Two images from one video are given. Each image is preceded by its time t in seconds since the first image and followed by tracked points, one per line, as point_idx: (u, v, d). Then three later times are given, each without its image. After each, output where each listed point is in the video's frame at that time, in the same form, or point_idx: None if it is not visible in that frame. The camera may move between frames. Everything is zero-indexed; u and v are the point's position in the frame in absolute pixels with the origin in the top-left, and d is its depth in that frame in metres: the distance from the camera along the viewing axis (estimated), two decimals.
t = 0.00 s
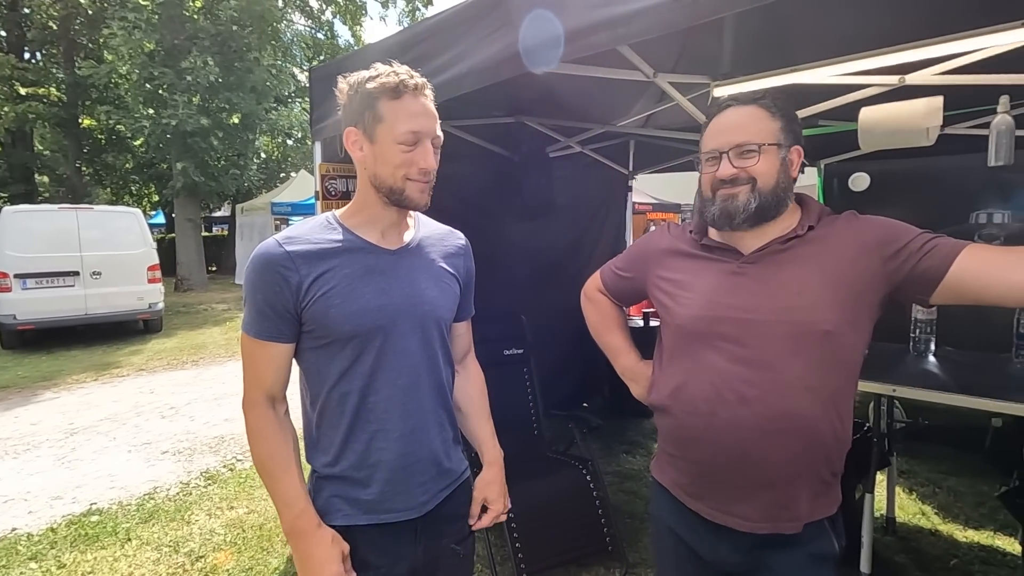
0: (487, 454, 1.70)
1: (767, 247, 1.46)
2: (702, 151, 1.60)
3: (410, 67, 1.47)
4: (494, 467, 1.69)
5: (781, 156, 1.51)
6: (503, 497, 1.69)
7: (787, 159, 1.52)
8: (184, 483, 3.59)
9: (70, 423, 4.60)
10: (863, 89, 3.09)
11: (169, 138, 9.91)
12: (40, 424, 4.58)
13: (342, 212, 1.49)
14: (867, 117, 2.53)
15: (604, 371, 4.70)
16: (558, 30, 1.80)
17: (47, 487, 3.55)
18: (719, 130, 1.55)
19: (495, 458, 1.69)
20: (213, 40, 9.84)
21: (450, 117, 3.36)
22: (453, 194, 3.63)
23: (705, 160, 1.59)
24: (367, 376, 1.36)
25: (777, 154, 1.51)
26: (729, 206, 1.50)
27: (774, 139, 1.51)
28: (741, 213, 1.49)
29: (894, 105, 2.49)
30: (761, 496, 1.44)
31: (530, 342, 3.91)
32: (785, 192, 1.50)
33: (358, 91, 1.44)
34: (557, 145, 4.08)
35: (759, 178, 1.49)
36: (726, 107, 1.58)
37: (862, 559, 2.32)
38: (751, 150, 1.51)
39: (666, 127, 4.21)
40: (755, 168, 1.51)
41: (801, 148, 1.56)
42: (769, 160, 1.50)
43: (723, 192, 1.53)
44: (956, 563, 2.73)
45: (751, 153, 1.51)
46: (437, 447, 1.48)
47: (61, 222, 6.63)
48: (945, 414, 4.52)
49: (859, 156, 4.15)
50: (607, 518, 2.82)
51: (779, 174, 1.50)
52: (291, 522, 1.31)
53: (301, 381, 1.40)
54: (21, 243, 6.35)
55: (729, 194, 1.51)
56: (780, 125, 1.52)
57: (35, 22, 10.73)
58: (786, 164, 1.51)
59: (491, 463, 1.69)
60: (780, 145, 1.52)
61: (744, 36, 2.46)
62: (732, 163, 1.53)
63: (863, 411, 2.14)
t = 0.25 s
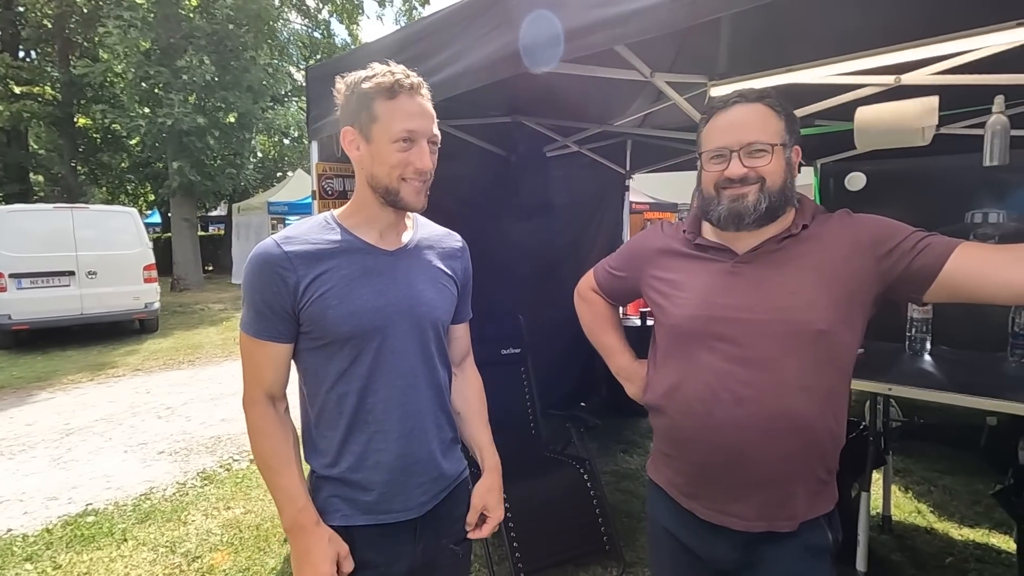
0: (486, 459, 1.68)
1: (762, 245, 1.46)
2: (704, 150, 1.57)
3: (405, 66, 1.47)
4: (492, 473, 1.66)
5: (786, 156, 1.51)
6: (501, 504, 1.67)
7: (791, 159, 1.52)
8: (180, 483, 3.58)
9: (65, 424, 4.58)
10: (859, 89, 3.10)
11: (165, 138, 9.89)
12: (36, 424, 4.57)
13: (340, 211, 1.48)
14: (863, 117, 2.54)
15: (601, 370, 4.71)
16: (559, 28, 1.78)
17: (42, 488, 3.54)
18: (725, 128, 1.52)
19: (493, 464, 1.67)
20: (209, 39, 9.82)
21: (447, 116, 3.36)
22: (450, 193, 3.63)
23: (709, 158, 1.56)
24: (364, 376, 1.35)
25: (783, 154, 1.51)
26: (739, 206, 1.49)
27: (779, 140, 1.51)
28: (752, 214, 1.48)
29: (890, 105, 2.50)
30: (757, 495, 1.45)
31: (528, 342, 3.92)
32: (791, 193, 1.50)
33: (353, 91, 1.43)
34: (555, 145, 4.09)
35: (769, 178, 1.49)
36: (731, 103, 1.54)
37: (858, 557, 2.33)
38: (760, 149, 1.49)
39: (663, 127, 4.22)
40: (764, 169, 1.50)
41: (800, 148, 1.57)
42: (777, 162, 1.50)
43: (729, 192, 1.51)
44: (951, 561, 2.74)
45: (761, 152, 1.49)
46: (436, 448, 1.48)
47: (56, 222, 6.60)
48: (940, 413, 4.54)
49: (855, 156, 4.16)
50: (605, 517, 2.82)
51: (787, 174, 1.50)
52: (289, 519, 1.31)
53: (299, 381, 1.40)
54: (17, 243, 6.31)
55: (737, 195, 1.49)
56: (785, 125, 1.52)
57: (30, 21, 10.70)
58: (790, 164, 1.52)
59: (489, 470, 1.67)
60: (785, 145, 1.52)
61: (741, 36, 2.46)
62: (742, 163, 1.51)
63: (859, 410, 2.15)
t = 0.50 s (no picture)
0: (487, 457, 1.69)
1: (755, 247, 1.46)
2: (697, 152, 1.56)
3: (397, 65, 1.46)
4: (494, 470, 1.68)
5: (780, 157, 1.51)
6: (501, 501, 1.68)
7: (784, 160, 1.52)
8: (178, 482, 3.58)
9: (63, 423, 4.57)
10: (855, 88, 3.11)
11: (163, 137, 9.87)
12: (32, 424, 4.56)
13: (338, 211, 1.48)
14: (858, 117, 2.55)
15: (599, 370, 4.72)
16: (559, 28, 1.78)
17: (39, 488, 3.53)
18: (721, 128, 1.51)
19: (496, 462, 1.68)
20: (206, 38, 9.80)
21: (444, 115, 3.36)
22: (448, 192, 3.63)
23: (703, 159, 1.55)
24: (362, 377, 1.36)
25: (777, 155, 1.51)
26: (734, 209, 1.48)
27: (773, 142, 1.50)
28: (747, 217, 1.47)
29: (885, 104, 2.50)
30: (751, 496, 1.45)
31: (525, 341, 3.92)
32: (786, 194, 1.50)
33: (347, 91, 1.44)
34: (552, 144, 4.09)
35: (764, 180, 1.48)
36: (726, 102, 1.53)
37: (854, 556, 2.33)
38: (755, 150, 1.49)
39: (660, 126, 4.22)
40: (760, 171, 1.49)
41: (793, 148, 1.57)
42: (772, 164, 1.50)
43: (724, 195, 1.50)
44: (947, 559, 2.75)
45: (755, 154, 1.49)
46: (434, 448, 1.48)
47: (53, 221, 6.59)
48: (937, 412, 4.55)
49: (852, 155, 4.17)
50: (603, 516, 2.82)
51: (781, 176, 1.50)
52: (289, 513, 1.31)
53: (296, 379, 1.40)
54: (13, 243, 6.29)
55: (732, 197, 1.49)
56: (779, 125, 1.51)
57: (26, 19, 10.69)
58: (783, 166, 1.52)
59: (491, 467, 1.68)
60: (779, 146, 1.52)
61: (738, 36, 2.47)
62: (738, 164, 1.50)
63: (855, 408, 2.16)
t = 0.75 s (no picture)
0: (483, 459, 1.68)
1: (751, 247, 1.46)
2: (697, 148, 1.54)
3: (394, 63, 1.45)
4: (488, 473, 1.66)
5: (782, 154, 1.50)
6: (496, 503, 1.67)
7: (786, 157, 1.51)
8: (176, 482, 3.58)
9: (61, 423, 4.57)
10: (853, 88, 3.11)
11: (161, 136, 9.85)
12: (30, 423, 4.55)
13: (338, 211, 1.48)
14: (856, 117, 2.55)
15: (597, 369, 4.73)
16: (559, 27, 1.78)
17: (37, 488, 3.52)
18: (722, 124, 1.49)
19: (491, 464, 1.67)
20: (204, 37, 9.78)
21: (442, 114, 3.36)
22: (447, 192, 3.63)
23: (703, 156, 1.53)
24: (361, 376, 1.36)
25: (778, 152, 1.49)
26: (736, 208, 1.47)
27: (776, 137, 1.49)
28: (749, 215, 1.46)
29: (883, 104, 2.51)
30: (747, 497, 1.45)
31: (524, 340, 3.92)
32: (786, 193, 1.50)
33: (344, 91, 1.44)
34: (551, 143, 4.09)
35: (766, 178, 1.47)
36: (727, 96, 1.51)
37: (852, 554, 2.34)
38: (757, 147, 1.47)
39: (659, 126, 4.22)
40: (761, 169, 1.48)
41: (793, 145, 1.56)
42: (774, 161, 1.49)
43: (725, 193, 1.49)
44: (945, 558, 2.75)
45: (757, 151, 1.48)
46: (432, 448, 1.48)
47: (51, 220, 6.57)
48: (935, 411, 4.56)
49: (850, 155, 4.18)
50: (601, 515, 2.82)
51: (782, 173, 1.49)
52: (285, 517, 1.31)
53: (296, 379, 1.40)
54: (11, 242, 6.27)
55: (734, 195, 1.48)
56: (780, 122, 1.50)
57: (24, 17, 10.66)
58: (784, 163, 1.51)
59: (487, 469, 1.67)
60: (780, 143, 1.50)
61: (736, 36, 2.47)
62: (741, 161, 1.48)
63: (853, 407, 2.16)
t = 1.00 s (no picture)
0: (480, 455, 1.67)
1: (766, 238, 1.43)
2: (710, 138, 1.48)
3: (384, 60, 1.45)
4: (487, 469, 1.65)
5: (798, 144, 1.45)
6: (488, 502, 1.63)
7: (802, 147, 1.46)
8: (176, 480, 3.58)
9: (60, 421, 4.56)
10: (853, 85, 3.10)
11: (160, 134, 9.83)
12: (30, 421, 4.55)
13: (340, 207, 1.49)
14: (856, 114, 2.55)
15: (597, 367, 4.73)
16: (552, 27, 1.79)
17: (36, 486, 3.52)
18: (733, 114, 1.43)
19: (489, 461, 1.66)
20: (203, 34, 9.76)
21: (441, 112, 3.36)
22: (446, 190, 3.62)
23: (716, 146, 1.47)
24: (361, 373, 1.35)
25: (795, 142, 1.44)
26: (750, 201, 1.42)
27: (791, 127, 1.43)
28: (765, 208, 1.41)
29: (883, 101, 2.50)
30: (760, 500, 1.42)
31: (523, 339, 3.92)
32: (801, 186, 1.45)
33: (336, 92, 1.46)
34: (550, 141, 4.08)
35: (782, 169, 1.42)
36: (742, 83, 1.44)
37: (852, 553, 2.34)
38: (773, 138, 1.42)
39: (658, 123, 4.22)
40: (777, 160, 1.43)
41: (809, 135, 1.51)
42: (790, 152, 1.43)
43: (739, 185, 1.43)
44: (945, 556, 2.75)
45: (773, 142, 1.42)
46: (431, 446, 1.48)
47: (50, 218, 6.58)
48: (934, 409, 4.56)
49: (850, 153, 4.17)
50: (601, 513, 2.82)
51: (798, 165, 1.44)
52: (276, 514, 1.31)
53: (295, 375, 1.40)
54: (11, 241, 6.26)
55: (749, 188, 1.42)
56: (797, 111, 1.44)
57: (22, 15, 10.70)
58: (801, 153, 1.46)
59: (486, 468, 1.65)
60: (797, 133, 1.45)
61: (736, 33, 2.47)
62: (756, 152, 1.43)
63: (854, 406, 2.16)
